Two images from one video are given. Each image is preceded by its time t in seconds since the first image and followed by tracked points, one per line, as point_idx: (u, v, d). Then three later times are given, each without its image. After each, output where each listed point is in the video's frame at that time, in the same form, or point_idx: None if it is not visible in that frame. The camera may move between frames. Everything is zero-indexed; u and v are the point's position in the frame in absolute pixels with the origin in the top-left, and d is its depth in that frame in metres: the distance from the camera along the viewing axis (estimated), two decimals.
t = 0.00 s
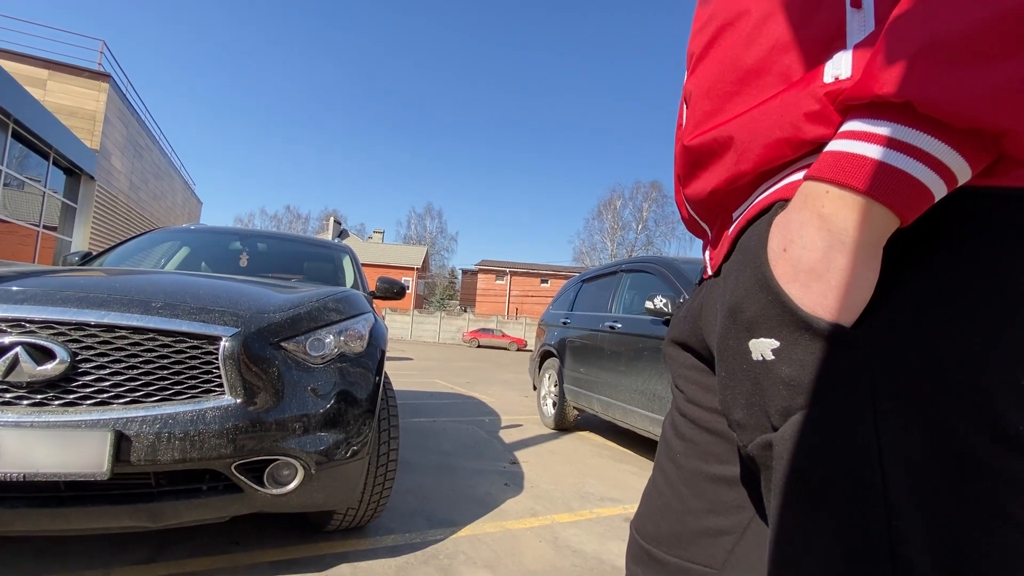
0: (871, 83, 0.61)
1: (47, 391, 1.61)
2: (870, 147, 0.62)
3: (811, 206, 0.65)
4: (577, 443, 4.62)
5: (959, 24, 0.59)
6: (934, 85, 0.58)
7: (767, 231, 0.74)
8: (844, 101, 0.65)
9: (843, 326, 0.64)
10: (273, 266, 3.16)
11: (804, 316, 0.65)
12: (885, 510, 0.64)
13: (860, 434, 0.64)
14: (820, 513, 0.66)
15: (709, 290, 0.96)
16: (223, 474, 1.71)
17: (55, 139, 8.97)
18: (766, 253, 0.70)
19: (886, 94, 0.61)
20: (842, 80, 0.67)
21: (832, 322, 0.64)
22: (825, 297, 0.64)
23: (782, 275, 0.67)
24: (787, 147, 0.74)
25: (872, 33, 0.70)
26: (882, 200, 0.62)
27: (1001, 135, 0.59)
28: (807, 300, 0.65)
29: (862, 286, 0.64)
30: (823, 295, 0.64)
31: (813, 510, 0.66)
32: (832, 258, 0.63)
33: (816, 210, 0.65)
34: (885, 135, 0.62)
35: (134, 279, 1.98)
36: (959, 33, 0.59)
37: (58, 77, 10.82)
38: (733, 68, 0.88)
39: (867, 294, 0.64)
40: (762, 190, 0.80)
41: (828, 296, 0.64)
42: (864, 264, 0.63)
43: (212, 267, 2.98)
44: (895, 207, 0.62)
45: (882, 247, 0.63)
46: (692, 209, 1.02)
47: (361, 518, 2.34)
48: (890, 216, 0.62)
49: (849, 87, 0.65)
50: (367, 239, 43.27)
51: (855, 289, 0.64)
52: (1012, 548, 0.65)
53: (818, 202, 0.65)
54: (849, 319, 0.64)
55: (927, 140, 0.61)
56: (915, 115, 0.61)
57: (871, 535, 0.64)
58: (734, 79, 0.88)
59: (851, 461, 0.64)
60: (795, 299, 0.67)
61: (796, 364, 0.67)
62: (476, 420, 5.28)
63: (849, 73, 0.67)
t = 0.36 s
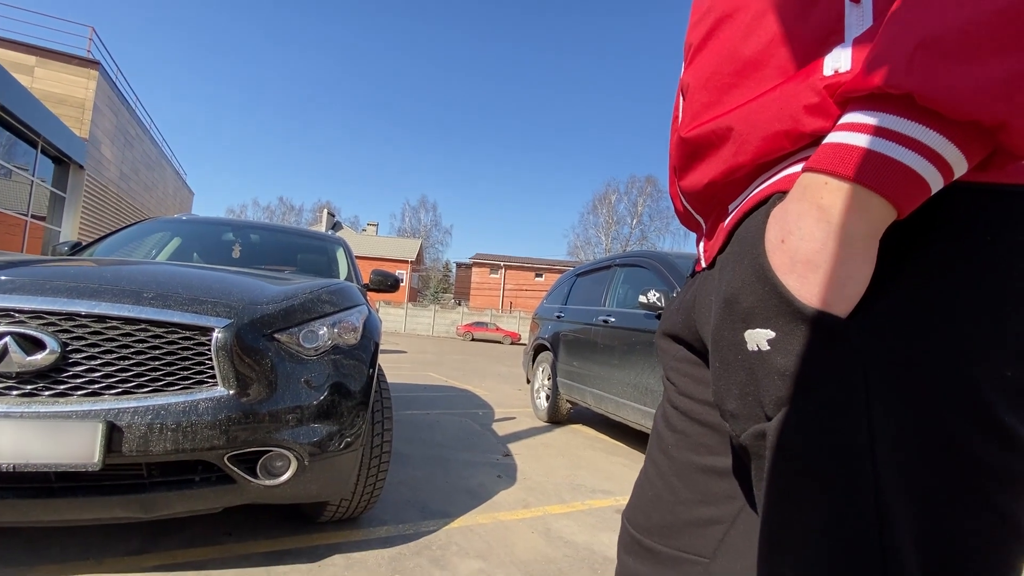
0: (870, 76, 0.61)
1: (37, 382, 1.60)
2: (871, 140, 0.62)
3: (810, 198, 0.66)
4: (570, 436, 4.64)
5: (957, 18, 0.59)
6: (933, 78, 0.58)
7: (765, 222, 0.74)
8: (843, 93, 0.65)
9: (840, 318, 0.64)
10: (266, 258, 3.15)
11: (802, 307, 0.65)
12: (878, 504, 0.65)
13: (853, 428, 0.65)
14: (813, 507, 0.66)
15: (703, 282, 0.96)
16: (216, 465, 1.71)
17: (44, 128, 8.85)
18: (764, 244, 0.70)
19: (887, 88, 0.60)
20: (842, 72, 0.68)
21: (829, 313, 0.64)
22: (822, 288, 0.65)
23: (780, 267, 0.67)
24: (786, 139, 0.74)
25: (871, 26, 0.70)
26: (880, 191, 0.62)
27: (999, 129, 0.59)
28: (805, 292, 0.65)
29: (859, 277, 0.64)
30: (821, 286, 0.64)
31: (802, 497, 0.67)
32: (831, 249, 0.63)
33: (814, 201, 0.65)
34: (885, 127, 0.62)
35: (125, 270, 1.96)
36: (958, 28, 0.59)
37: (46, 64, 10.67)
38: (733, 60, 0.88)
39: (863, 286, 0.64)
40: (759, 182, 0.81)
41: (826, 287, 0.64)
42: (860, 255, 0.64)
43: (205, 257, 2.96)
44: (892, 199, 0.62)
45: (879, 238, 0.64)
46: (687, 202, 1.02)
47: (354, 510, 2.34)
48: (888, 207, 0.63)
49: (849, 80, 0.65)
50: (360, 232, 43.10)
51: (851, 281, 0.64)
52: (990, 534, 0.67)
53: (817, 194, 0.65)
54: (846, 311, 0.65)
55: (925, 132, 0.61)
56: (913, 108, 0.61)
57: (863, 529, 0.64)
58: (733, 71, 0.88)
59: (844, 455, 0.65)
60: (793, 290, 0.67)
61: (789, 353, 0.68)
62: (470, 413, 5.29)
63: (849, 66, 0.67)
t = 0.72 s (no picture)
0: (873, 70, 0.61)
1: (27, 374, 1.58)
2: (872, 134, 0.62)
3: (811, 193, 0.66)
4: (564, 430, 4.65)
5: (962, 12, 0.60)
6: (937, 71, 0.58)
7: (764, 217, 0.74)
8: (846, 87, 0.65)
9: (840, 314, 0.65)
10: (259, 251, 3.13)
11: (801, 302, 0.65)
12: (872, 499, 0.65)
13: (849, 423, 0.65)
14: (807, 501, 0.67)
15: (697, 277, 0.96)
16: (209, 459, 1.70)
17: (34, 118, 8.75)
18: (764, 239, 0.70)
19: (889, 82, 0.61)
20: (845, 65, 0.68)
21: (829, 309, 0.65)
22: (821, 283, 0.65)
23: (779, 262, 0.68)
24: (785, 132, 0.74)
25: (874, 19, 0.70)
26: (882, 186, 0.62)
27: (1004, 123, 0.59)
28: (806, 287, 0.65)
29: (859, 272, 0.64)
30: (821, 280, 0.65)
31: (798, 490, 0.67)
32: (831, 244, 0.64)
33: (816, 196, 0.65)
34: (889, 120, 0.62)
35: (116, 262, 1.94)
36: (962, 22, 0.59)
37: (36, 53, 10.53)
38: (732, 52, 0.87)
39: (863, 281, 0.65)
40: (757, 175, 0.80)
41: (825, 281, 0.64)
42: (860, 251, 0.64)
43: (197, 250, 2.94)
44: (895, 193, 0.62)
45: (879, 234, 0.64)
46: (682, 195, 1.02)
47: (348, 504, 2.34)
48: (890, 202, 0.63)
49: (852, 73, 0.65)
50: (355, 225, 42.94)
51: (851, 276, 0.64)
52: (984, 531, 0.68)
53: (818, 188, 0.65)
54: (844, 306, 0.65)
55: (928, 127, 0.61)
56: (916, 102, 0.61)
57: (858, 525, 0.64)
58: (731, 63, 0.87)
59: (840, 450, 0.65)
60: (792, 285, 0.67)
61: (784, 348, 0.68)
62: (464, 408, 5.30)
63: (851, 59, 0.68)
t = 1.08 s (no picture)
0: (855, 69, 0.62)
1: (16, 370, 1.57)
2: (855, 134, 0.63)
3: (796, 193, 0.66)
4: (558, 427, 4.67)
5: (945, 11, 0.59)
6: (919, 71, 0.58)
7: (750, 216, 0.74)
8: (830, 87, 0.65)
9: (825, 313, 0.65)
10: (252, 246, 3.11)
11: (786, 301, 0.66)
12: (858, 498, 0.65)
13: (834, 422, 0.65)
14: (795, 502, 0.67)
15: (686, 275, 0.96)
16: (201, 455, 1.70)
17: (23, 111, 8.65)
18: (750, 239, 0.71)
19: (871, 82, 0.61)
20: (830, 64, 0.69)
21: (815, 309, 0.65)
22: (806, 283, 0.65)
23: (765, 262, 0.68)
24: (771, 131, 0.75)
25: (858, 18, 0.70)
26: (865, 186, 0.62)
27: (989, 125, 0.59)
28: (791, 288, 0.66)
29: (843, 272, 0.64)
30: (804, 279, 0.65)
31: (784, 486, 0.67)
32: (815, 244, 0.64)
33: (800, 197, 0.65)
34: (873, 121, 0.62)
35: (105, 257, 1.93)
36: (945, 21, 0.59)
37: (25, 45, 10.40)
38: (719, 50, 0.87)
39: (847, 280, 0.65)
40: (743, 174, 0.81)
41: (809, 281, 0.65)
42: (844, 250, 0.64)
43: (189, 246, 2.92)
44: (878, 194, 0.62)
45: (862, 234, 0.64)
46: (671, 194, 1.02)
47: (341, 500, 2.34)
48: (873, 202, 0.63)
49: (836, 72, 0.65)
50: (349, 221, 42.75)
51: (836, 275, 0.65)
52: (969, 527, 0.68)
53: (802, 189, 0.66)
54: (829, 305, 0.66)
55: (910, 126, 0.61)
56: (899, 101, 0.61)
57: (844, 524, 0.65)
58: (718, 61, 0.87)
59: (825, 449, 0.65)
60: (777, 285, 0.67)
61: (769, 347, 0.68)
62: (458, 404, 5.30)
63: (836, 58, 0.68)
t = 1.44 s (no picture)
0: (847, 68, 0.62)
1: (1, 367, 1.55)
2: (846, 133, 0.63)
3: (787, 191, 0.66)
4: (550, 424, 4.67)
5: (935, 10, 0.60)
6: (910, 70, 0.59)
7: (743, 214, 0.75)
8: (822, 85, 0.65)
9: (816, 311, 0.65)
10: (242, 242, 3.08)
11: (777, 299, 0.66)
12: (847, 496, 0.65)
13: (824, 419, 0.66)
14: (785, 500, 0.67)
15: (678, 273, 0.96)
16: (190, 453, 1.68)
17: (7, 104, 8.51)
18: (742, 237, 0.71)
19: (862, 80, 0.61)
20: (822, 63, 0.68)
21: (806, 307, 0.65)
22: (798, 281, 0.65)
23: (757, 260, 0.68)
24: (764, 130, 0.74)
25: (850, 17, 0.70)
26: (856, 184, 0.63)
27: (979, 124, 0.60)
28: (783, 286, 0.66)
29: (834, 269, 0.65)
30: (796, 277, 0.65)
31: (774, 481, 0.68)
32: (806, 242, 0.64)
33: (792, 195, 0.66)
34: (865, 119, 0.63)
35: (93, 252, 1.90)
36: (936, 20, 0.60)
37: (10, 37, 10.23)
38: (712, 48, 0.87)
39: (837, 278, 0.65)
40: (736, 172, 0.80)
41: (800, 278, 0.65)
42: (835, 248, 0.64)
43: (178, 242, 2.89)
44: (868, 192, 0.63)
45: (853, 232, 0.65)
46: (664, 192, 1.02)
47: (332, 498, 2.33)
48: (863, 200, 0.63)
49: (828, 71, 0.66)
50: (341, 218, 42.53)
51: (826, 273, 0.65)
52: (958, 525, 0.68)
53: (794, 187, 0.66)
54: (819, 302, 0.66)
55: (901, 124, 0.62)
56: (890, 100, 0.61)
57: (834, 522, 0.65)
58: (711, 59, 0.87)
59: (814, 447, 0.66)
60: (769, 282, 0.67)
61: (760, 345, 0.69)
62: (450, 402, 5.29)
63: (828, 56, 0.68)
